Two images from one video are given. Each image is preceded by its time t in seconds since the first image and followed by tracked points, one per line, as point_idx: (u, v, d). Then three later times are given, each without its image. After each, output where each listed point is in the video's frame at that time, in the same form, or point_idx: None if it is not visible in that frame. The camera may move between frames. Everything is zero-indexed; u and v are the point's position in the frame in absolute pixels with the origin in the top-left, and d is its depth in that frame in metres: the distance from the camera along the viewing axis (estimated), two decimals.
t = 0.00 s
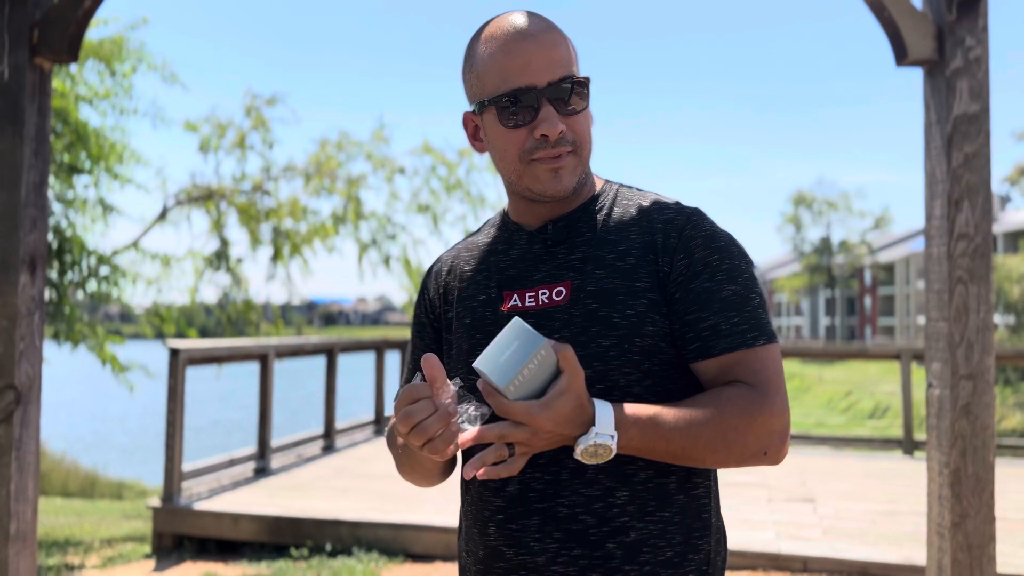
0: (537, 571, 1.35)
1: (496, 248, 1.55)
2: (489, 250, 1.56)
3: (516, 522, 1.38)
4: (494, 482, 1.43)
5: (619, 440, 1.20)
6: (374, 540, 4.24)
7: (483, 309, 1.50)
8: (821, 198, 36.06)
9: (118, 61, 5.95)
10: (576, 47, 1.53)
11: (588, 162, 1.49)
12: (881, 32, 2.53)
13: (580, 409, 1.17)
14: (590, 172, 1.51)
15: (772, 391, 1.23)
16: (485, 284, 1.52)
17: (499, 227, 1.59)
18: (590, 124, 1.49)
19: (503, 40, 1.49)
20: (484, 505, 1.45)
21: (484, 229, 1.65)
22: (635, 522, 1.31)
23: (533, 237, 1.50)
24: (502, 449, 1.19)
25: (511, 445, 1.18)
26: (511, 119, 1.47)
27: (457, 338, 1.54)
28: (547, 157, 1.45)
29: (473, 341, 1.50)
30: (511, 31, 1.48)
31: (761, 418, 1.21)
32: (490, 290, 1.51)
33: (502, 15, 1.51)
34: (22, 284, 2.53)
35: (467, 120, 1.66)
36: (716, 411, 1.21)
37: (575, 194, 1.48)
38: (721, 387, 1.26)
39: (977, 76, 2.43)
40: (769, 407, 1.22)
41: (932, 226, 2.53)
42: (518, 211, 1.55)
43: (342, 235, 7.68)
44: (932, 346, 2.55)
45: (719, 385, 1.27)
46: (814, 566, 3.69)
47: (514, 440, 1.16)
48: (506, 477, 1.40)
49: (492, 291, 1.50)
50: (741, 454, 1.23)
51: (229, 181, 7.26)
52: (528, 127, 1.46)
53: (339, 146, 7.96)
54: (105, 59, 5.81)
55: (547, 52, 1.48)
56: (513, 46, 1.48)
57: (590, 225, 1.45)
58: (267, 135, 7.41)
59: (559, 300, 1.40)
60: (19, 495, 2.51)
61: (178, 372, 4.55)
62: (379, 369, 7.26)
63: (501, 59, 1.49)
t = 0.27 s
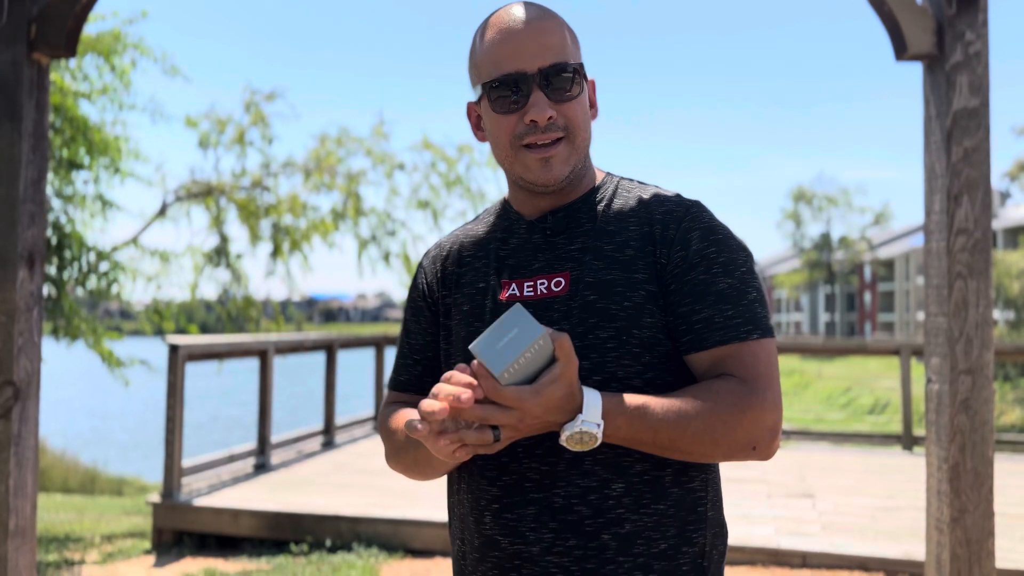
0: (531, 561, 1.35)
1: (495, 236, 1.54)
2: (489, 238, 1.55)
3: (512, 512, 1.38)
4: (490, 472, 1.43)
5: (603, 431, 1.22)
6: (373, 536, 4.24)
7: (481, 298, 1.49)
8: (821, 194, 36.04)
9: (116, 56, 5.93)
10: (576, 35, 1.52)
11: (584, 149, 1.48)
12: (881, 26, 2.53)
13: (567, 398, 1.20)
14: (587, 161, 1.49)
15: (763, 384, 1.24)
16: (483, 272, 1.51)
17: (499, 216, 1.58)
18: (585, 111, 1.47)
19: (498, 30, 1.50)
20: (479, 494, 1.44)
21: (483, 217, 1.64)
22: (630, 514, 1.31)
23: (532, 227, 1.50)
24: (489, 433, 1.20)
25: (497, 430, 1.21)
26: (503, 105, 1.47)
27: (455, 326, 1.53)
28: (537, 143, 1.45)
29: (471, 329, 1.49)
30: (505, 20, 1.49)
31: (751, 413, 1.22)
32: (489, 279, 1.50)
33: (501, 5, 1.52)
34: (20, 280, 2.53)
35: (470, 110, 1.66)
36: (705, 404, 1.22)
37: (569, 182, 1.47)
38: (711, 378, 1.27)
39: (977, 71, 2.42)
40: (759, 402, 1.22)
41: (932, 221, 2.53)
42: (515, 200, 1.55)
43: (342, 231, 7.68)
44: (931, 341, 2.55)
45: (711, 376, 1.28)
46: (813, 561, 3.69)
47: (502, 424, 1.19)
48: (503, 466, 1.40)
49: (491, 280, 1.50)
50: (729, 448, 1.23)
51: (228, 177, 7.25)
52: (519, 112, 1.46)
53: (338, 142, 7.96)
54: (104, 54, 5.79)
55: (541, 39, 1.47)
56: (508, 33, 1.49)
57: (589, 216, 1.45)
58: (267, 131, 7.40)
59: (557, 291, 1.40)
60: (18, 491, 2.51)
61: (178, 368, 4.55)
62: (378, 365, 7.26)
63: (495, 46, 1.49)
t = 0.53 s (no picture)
0: (525, 554, 1.35)
1: (497, 230, 1.54)
2: (491, 231, 1.55)
3: (507, 504, 1.38)
4: (485, 465, 1.43)
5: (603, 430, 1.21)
6: (373, 532, 4.25)
7: (481, 291, 1.49)
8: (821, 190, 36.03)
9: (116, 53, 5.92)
10: (576, 30, 1.51)
11: (582, 146, 1.47)
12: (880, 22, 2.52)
13: (566, 398, 1.20)
14: (586, 156, 1.48)
15: (761, 383, 1.24)
16: (484, 265, 1.52)
17: (500, 211, 1.58)
18: (583, 107, 1.46)
19: (495, 27, 1.51)
20: (475, 487, 1.45)
21: (486, 212, 1.64)
22: (624, 509, 1.31)
23: (532, 221, 1.49)
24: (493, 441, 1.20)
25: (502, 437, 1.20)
26: (500, 101, 1.48)
27: (454, 320, 1.53)
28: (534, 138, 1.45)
29: (470, 322, 1.49)
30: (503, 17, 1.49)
31: (750, 412, 1.22)
32: (489, 272, 1.50)
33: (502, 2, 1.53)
34: (19, 277, 2.53)
35: (473, 106, 1.66)
36: (704, 403, 1.23)
37: (567, 178, 1.47)
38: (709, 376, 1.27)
39: (976, 67, 2.42)
40: (758, 401, 1.23)
41: (931, 217, 2.52)
42: (516, 196, 1.55)
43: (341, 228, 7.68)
44: (930, 338, 2.55)
45: (710, 374, 1.28)
46: (813, 557, 3.70)
47: (506, 431, 1.18)
48: (498, 460, 1.40)
49: (491, 274, 1.49)
50: (727, 445, 1.24)
51: (228, 173, 7.24)
52: (515, 108, 1.46)
53: (338, 138, 7.96)
54: (103, 51, 5.79)
55: (539, 36, 1.47)
56: (506, 29, 1.49)
57: (591, 211, 1.44)
58: (266, 127, 7.40)
59: (556, 285, 1.40)
60: (17, 488, 2.51)
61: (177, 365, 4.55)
62: (378, 362, 7.27)
63: (493, 42, 1.50)
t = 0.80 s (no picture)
0: (524, 553, 1.35)
1: (500, 228, 1.54)
2: (494, 229, 1.55)
3: (507, 503, 1.38)
4: (487, 462, 1.43)
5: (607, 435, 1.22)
6: (373, 530, 4.25)
7: (483, 289, 1.49)
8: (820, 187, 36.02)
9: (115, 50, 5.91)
10: (577, 28, 1.50)
11: (582, 145, 1.46)
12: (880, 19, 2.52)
13: (571, 401, 1.21)
14: (588, 155, 1.48)
15: (766, 385, 1.23)
16: (486, 263, 1.51)
17: (504, 209, 1.58)
18: (583, 106, 1.45)
19: (496, 25, 1.50)
20: (476, 485, 1.45)
21: (490, 210, 1.64)
22: (624, 508, 1.31)
23: (536, 220, 1.49)
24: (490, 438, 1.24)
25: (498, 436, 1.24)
26: (500, 101, 1.48)
27: (457, 318, 1.53)
28: (534, 138, 1.45)
29: (472, 320, 1.49)
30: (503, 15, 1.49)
31: (754, 414, 1.22)
32: (492, 270, 1.50)
33: None
34: (18, 275, 2.52)
35: (477, 104, 1.66)
36: (709, 403, 1.22)
37: (569, 178, 1.46)
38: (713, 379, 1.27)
39: (976, 63, 2.41)
40: (763, 403, 1.22)
41: (931, 214, 2.52)
42: (520, 194, 1.55)
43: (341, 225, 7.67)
44: (930, 335, 2.55)
45: (715, 377, 1.27)
46: (812, 554, 3.70)
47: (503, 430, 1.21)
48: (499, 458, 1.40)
49: (493, 272, 1.49)
50: (732, 447, 1.23)
51: (227, 171, 7.23)
52: (515, 109, 1.46)
53: (338, 135, 7.95)
54: (103, 49, 5.79)
55: (539, 35, 1.47)
56: (505, 29, 1.49)
57: (594, 210, 1.44)
58: (265, 125, 7.39)
59: (558, 284, 1.40)
60: (17, 486, 2.51)
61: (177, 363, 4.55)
62: (378, 359, 7.27)
63: (492, 43, 1.50)
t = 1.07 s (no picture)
0: (524, 551, 1.36)
1: (501, 228, 1.54)
2: (495, 228, 1.55)
3: (507, 502, 1.38)
4: (487, 461, 1.43)
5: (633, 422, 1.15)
6: (373, 528, 4.26)
7: (483, 288, 1.49)
8: (819, 185, 36.03)
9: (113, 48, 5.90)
10: (570, 45, 1.41)
11: (577, 166, 1.43)
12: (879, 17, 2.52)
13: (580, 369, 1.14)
14: (583, 172, 1.46)
15: (776, 383, 1.24)
16: (487, 262, 1.51)
17: (505, 208, 1.58)
18: (576, 132, 1.41)
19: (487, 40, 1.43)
20: (476, 483, 1.44)
21: (491, 209, 1.64)
22: (624, 508, 1.31)
23: (536, 219, 1.49)
24: (552, 406, 1.06)
25: (559, 400, 1.07)
26: (492, 125, 1.44)
27: (457, 316, 1.53)
28: (526, 166, 1.42)
29: (472, 320, 1.49)
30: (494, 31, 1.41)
31: (766, 411, 1.22)
32: (492, 269, 1.50)
33: (492, 14, 1.44)
34: (17, 274, 2.52)
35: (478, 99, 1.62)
36: (726, 395, 1.21)
37: (564, 196, 1.46)
38: (723, 377, 1.26)
39: (975, 61, 2.41)
40: (774, 399, 1.23)
41: (930, 212, 2.53)
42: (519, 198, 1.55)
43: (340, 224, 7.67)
44: (929, 333, 2.55)
45: (723, 376, 1.27)
46: (812, 552, 3.71)
47: (563, 386, 1.07)
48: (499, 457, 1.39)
49: (494, 271, 1.49)
50: (744, 443, 1.22)
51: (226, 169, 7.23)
52: (506, 138, 1.43)
53: (337, 133, 7.95)
54: (101, 47, 5.78)
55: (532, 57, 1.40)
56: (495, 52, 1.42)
57: (596, 210, 1.43)
58: (264, 123, 7.38)
59: (559, 283, 1.40)
60: (16, 485, 2.51)
61: (176, 361, 4.55)
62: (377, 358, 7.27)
63: (482, 67, 1.44)
